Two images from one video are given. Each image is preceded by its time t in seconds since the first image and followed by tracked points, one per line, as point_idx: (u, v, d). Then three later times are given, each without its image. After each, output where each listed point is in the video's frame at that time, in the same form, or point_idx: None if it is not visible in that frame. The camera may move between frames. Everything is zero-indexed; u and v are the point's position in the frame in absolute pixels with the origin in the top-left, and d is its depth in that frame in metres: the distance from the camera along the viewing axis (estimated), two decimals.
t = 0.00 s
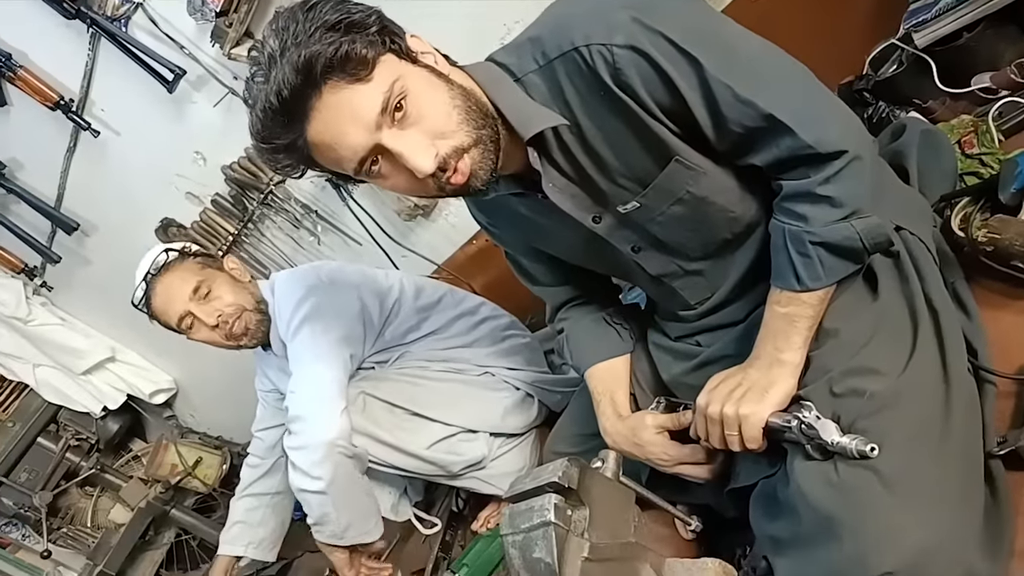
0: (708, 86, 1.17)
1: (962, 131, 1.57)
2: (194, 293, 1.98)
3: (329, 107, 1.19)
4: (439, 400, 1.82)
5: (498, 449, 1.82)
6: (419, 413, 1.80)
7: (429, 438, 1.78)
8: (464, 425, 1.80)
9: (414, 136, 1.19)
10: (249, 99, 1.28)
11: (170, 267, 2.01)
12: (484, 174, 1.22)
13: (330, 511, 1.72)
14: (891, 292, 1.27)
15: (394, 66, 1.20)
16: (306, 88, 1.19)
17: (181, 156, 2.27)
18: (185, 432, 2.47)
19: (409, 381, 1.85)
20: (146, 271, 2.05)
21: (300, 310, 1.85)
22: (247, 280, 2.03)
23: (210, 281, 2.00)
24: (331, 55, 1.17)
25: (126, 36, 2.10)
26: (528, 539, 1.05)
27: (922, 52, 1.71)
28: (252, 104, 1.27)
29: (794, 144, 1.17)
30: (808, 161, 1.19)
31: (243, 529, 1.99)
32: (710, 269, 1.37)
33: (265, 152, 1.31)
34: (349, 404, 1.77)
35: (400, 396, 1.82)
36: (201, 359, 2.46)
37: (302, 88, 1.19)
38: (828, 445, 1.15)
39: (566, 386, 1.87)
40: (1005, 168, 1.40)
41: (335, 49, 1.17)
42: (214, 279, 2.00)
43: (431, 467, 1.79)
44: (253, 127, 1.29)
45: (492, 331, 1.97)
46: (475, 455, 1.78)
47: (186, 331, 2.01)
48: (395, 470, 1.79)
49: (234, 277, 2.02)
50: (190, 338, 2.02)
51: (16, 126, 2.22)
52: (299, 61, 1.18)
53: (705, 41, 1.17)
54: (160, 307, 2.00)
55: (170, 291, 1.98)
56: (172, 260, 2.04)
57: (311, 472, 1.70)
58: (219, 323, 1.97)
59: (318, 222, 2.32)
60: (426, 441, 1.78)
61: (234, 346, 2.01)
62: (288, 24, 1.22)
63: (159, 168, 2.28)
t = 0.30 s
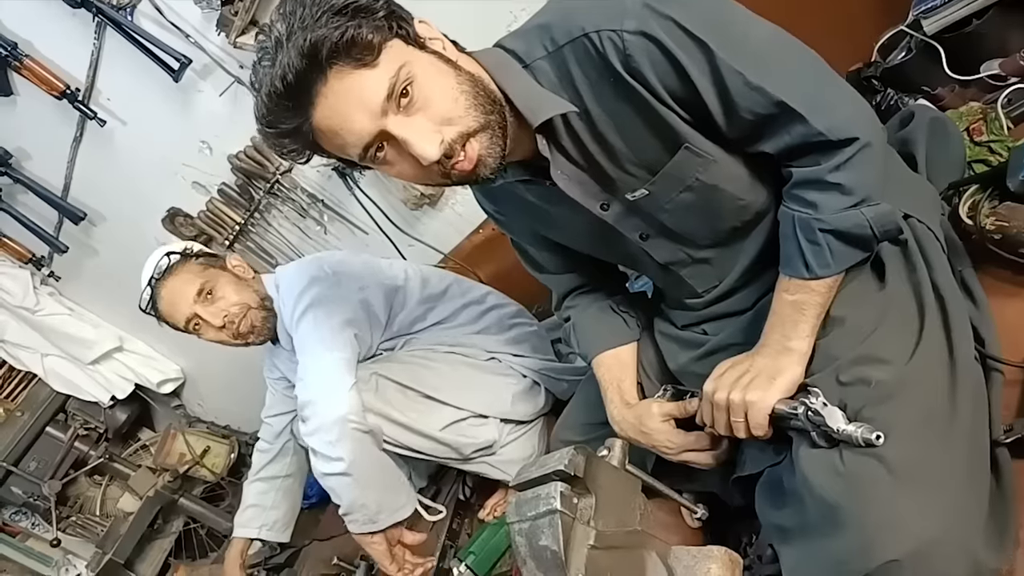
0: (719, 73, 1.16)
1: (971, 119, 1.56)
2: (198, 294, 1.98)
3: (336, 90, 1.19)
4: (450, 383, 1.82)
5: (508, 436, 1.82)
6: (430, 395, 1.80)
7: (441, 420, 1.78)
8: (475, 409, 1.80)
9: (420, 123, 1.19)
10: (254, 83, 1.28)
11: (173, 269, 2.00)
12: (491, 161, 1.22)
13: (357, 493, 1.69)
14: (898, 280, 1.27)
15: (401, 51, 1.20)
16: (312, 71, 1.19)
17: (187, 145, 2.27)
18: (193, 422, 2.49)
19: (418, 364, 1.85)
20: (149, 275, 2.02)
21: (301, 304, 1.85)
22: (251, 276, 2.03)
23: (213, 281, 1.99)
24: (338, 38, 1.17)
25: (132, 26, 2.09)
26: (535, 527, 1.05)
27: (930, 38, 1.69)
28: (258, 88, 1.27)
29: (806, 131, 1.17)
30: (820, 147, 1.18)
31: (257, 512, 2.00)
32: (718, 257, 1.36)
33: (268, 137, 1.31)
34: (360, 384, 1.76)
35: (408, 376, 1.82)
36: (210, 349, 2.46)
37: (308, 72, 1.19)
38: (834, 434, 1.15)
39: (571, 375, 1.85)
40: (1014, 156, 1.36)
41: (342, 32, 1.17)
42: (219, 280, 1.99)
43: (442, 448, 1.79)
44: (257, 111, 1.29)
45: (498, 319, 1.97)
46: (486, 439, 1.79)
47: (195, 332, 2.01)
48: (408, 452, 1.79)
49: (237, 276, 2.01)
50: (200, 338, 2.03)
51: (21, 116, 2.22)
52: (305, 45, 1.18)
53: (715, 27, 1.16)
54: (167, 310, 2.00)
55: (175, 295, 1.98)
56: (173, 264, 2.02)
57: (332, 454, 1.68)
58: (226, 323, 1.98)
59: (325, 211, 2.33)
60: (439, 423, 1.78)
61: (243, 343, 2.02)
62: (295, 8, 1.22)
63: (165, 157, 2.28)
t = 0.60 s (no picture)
0: (717, 72, 1.17)
1: (965, 114, 1.57)
2: (196, 323, 1.89)
3: (329, 89, 1.20)
4: (454, 375, 1.83)
5: (511, 431, 1.83)
6: (434, 387, 1.81)
7: (448, 412, 1.79)
8: (480, 402, 1.82)
9: (414, 121, 1.20)
10: (251, 82, 1.29)
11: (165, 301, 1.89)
12: (488, 158, 1.23)
13: (365, 486, 1.67)
14: (894, 275, 1.28)
15: (394, 50, 1.20)
16: (305, 72, 1.20)
17: (187, 144, 2.28)
18: (193, 420, 2.49)
19: (421, 355, 1.85)
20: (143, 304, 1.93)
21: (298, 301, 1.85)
22: (245, 289, 1.94)
23: (209, 307, 1.89)
24: (330, 38, 1.18)
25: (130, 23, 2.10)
26: (536, 526, 1.05)
27: (925, 34, 1.72)
28: (253, 86, 1.29)
29: (802, 130, 1.17)
30: (816, 145, 1.19)
31: (257, 509, 2.01)
32: (716, 252, 1.37)
33: (264, 135, 1.33)
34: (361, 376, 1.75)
35: (413, 367, 1.82)
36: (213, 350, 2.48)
37: (300, 72, 1.20)
38: (832, 430, 1.16)
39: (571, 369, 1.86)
40: (1008, 151, 1.40)
41: (333, 32, 1.18)
42: (215, 304, 1.90)
43: (443, 438, 1.79)
44: (252, 109, 1.31)
45: (498, 314, 1.99)
46: (491, 430, 1.80)
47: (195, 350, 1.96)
48: (412, 443, 1.79)
49: (232, 294, 1.92)
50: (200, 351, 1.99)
51: (20, 113, 2.22)
52: (297, 45, 1.19)
53: (712, 26, 1.17)
54: (165, 336, 1.92)
55: (172, 327, 1.89)
56: (167, 291, 1.92)
57: (337, 446, 1.66)
58: (228, 345, 1.92)
59: (325, 208, 2.34)
60: (446, 414, 1.79)
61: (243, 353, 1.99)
62: (290, 8, 1.22)
63: (165, 154, 2.29)
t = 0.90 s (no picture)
0: (702, 79, 1.18)
1: (951, 117, 1.59)
2: (192, 363, 1.84)
3: (316, 93, 1.20)
4: (452, 373, 1.83)
5: (510, 432, 1.84)
6: (432, 384, 1.81)
7: (446, 409, 1.79)
8: (479, 401, 1.82)
9: (401, 125, 1.20)
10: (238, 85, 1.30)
11: (158, 345, 1.83)
12: (474, 162, 1.23)
13: (371, 486, 1.65)
14: (883, 278, 1.28)
15: (381, 54, 1.21)
16: (292, 75, 1.20)
17: (175, 149, 2.28)
18: (184, 428, 2.48)
19: (416, 353, 1.86)
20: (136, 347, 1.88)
21: (286, 305, 1.84)
22: (236, 319, 1.87)
23: (202, 347, 1.83)
24: (316, 41, 1.18)
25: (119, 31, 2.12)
26: (530, 531, 1.06)
27: (910, 38, 1.73)
28: (241, 89, 1.29)
29: (787, 135, 1.18)
30: (803, 150, 1.20)
31: (247, 507, 2.00)
32: (706, 255, 1.38)
33: (252, 138, 1.33)
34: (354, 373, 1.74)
35: (412, 366, 1.82)
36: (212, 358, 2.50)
37: (287, 76, 1.21)
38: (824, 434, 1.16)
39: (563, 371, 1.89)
40: (994, 153, 1.42)
41: (320, 35, 1.18)
42: (208, 343, 1.84)
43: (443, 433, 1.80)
44: (239, 112, 1.31)
45: (491, 315, 1.99)
46: (490, 427, 1.80)
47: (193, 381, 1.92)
48: (413, 440, 1.78)
49: (224, 328, 1.85)
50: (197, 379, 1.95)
51: (5, 121, 2.22)
52: (284, 48, 1.20)
53: (697, 33, 1.18)
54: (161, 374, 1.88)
55: (169, 369, 1.84)
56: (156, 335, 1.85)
57: (336, 444, 1.64)
58: (226, 378, 1.88)
59: (316, 214, 2.34)
60: (446, 411, 1.79)
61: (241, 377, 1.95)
62: (280, 12, 1.23)
63: (153, 162, 2.29)
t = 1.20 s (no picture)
0: (696, 84, 1.18)
1: (942, 125, 1.61)
2: (190, 385, 1.83)
3: (312, 94, 1.20)
4: (449, 368, 1.83)
5: (507, 431, 1.84)
6: (433, 377, 1.81)
7: (446, 403, 1.79)
8: (477, 394, 1.82)
9: (396, 125, 1.20)
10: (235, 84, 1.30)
11: (155, 369, 1.81)
12: (468, 165, 1.24)
13: (380, 474, 1.63)
14: (874, 282, 1.29)
15: (377, 56, 1.21)
16: (288, 75, 1.21)
17: (170, 151, 2.28)
18: (176, 432, 2.47)
19: (413, 346, 1.85)
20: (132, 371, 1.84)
21: (279, 308, 1.85)
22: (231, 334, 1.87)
23: (201, 369, 1.83)
24: (313, 42, 1.19)
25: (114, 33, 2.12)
26: (523, 536, 1.06)
27: (901, 46, 1.75)
28: (238, 89, 1.29)
29: (780, 141, 1.19)
30: (795, 156, 1.21)
31: (251, 490, 2.01)
32: (698, 259, 1.39)
33: (249, 138, 1.33)
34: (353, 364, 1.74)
35: (409, 357, 1.82)
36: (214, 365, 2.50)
37: (283, 75, 1.21)
38: (817, 438, 1.17)
39: (554, 373, 1.91)
40: (983, 161, 1.43)
41: (317, 36, 1.19)
42: (205, 363, 1.83)
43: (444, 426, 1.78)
44: (236, 112, 1.31)
45: (482, 316, 1.99)
46: (491, 419, 1.81)
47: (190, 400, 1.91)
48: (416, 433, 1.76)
49: (221, 347, 1.85)
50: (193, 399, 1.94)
51: None
52: (281, 48, 1.20)
53: (691, 39, 1.19)
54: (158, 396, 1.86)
55: (167, 391, 1.83)
56: (150, 359, 1.82)
57: (342, 431, 1.63)
58: (225, 397, 1.88)
59: (311, 217, 2.34)
60: (448, 404, 1.79)
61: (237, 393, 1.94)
62: (278, 13, 1.23)
63: (147, 164, 2.28)
